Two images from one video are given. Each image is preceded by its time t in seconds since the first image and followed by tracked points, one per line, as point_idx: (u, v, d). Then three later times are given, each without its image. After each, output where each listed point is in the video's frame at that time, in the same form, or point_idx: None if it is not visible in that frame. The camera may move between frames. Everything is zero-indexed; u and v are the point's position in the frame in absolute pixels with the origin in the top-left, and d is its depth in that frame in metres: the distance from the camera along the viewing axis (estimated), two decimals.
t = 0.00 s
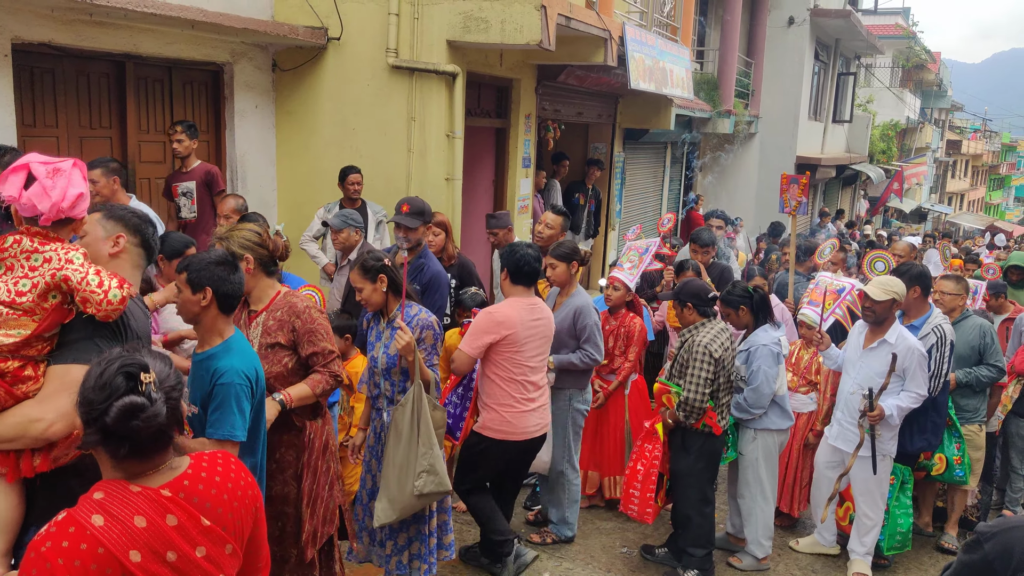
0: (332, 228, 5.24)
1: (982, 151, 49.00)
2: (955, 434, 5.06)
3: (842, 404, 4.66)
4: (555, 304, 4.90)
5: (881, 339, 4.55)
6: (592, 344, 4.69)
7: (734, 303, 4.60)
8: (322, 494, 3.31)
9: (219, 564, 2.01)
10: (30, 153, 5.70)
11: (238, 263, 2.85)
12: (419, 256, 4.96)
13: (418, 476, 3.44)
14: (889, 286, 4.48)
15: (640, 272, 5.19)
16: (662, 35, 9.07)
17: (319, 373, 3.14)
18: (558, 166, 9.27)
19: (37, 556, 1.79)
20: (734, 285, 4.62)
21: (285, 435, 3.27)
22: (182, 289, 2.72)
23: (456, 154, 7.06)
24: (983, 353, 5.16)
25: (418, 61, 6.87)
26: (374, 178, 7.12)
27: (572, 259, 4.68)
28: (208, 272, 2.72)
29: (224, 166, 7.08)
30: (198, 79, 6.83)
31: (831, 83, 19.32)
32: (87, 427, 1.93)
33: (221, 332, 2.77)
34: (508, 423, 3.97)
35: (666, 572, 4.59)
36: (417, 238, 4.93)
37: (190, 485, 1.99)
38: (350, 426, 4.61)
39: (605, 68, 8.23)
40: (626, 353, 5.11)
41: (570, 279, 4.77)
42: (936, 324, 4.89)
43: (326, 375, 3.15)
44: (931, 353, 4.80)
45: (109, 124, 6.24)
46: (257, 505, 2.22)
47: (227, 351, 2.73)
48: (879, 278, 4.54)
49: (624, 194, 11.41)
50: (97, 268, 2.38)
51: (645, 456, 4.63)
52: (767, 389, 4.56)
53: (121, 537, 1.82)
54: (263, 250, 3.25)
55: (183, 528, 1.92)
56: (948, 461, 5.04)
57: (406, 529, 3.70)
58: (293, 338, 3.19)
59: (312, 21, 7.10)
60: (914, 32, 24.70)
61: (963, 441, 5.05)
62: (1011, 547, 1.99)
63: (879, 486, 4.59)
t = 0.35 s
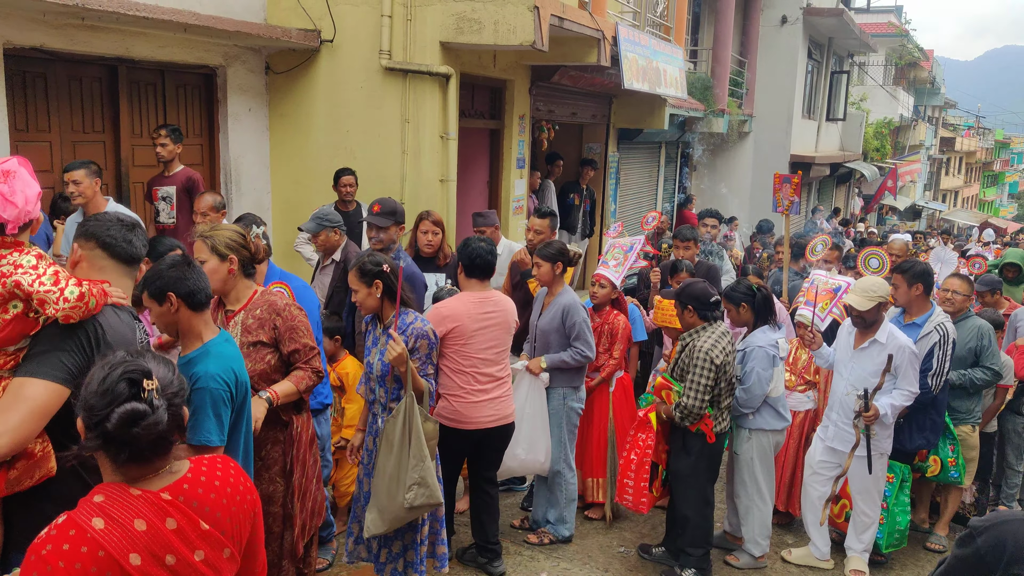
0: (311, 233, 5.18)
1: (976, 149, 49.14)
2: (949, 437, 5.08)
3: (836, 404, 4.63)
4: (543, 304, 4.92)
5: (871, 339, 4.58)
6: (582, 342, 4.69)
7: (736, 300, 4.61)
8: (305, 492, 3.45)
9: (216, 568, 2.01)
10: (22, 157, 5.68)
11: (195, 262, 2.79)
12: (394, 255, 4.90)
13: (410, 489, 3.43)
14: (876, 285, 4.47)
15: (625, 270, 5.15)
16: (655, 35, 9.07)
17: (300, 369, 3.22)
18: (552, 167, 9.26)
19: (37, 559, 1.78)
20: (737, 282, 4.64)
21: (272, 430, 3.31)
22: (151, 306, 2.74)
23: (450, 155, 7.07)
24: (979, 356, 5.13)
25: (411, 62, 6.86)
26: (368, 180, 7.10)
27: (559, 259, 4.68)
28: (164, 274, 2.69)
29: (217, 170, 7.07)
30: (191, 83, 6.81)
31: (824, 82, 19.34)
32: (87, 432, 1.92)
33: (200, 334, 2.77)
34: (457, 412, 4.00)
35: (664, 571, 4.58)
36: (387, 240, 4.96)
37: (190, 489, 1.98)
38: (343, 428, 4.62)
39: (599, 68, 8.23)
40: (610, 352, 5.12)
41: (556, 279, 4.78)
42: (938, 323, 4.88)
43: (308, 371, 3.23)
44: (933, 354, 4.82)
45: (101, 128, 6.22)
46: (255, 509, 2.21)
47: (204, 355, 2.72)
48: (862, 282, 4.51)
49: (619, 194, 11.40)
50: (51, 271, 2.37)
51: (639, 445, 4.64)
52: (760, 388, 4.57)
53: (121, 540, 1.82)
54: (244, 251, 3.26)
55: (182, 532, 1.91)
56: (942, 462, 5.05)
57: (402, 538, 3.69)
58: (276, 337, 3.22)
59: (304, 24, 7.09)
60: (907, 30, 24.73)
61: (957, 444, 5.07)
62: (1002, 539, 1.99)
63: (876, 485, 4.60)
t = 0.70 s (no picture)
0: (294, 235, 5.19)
1: (978, 148, 49.07)
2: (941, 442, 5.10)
3: (825, 401, 4.59)
4: (541, 303, 4.90)
5: (855, 332, 4.54)
6: (578, 342, 4.67)
7: (747, 296, 4.63)
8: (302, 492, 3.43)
9: (216, 568, 2.01)
10: (22, 158, 5.69)
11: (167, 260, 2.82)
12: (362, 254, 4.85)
13: (410, 491, 3.45)
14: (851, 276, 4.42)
15: (624, 273, 5.13)
16: (653, 35, 9.07)
17: (282, 373, 3.21)
18: (550, 167, 9.27)
19: (37, 558, 1.80)
20: (749, 279, 4.65)
21: (268, 429, 3.32)
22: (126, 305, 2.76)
23: (447, 155, 7.05)
24: (981, 365, 5.09)
25: (408, 63, 6.86)
26: (367, 180, 7.11)
27: (553, 259, 4.68)
28: (138, 271, 2.74)
29: (215, 171, 7.07)
30: (189, 84, 6.82)
31: (822, 82, 19.32)
32: (87, 427, 1.94)
33: (179, 327, 2.81)
34: (431, 400, 4.26)
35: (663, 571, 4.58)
36: (344, 239, 4.81)
37: (188, 490, 1.98)
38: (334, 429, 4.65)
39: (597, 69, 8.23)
40: (608, 357, 5.12)
41: (550, 279, 4.77)
42: (940, 325, 4.83)
43: (289, 376, 3.22)
44: (935, 356, 4.76)
45: (100, 129, 6.23)
46: (255, 511, 2.21)
47: (191, 346, 2.77)
48: (839, 278, 4.45)
49: (616, 194, 11.41)
50: (22, 286, 2.26)
51: (633, 440, 4.69)
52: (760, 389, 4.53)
53: (119, 540, 1.83)
54: (244, 249, 3.26)
55: (180, 532, 1.91)
56: (932, 466, 5.10)
57: (398, 543, 3.70)
58: (268, 335, 3.25)
59: (301, 24, 7.09)
60: (905, 31, 24.69)
61: (950, 449, 5.09)
62: (1001, 540, 2.05)
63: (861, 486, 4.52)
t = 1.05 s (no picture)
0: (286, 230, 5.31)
1: (990, 149, 48.71)
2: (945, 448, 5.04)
3: (826, 408, 4.57)
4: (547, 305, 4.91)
5: (860, 339, 4.51)
6: (583, 343, 4.65)
7: (755, 297, 4.58)
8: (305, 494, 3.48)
9: (222, 567, 2.03)
10: (34, 157, 5.74)
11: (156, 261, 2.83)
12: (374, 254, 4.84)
13: (409, 489, 3.44)
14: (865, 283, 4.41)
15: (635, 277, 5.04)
16: (660, 35, 9.05)
17: (276, 381, 3.19)
18: (557, 168, 9.28)
19: (45, 557, 1.82)
20: (756, 280, 4.57)
21: (267, 433, 3.34)
22: (119, 309, 2.75)
23: (455, 155, 7.07)
24: (992, 371, 5.02)
25: (416, 63, 6.87)
26: (375, 180, 7.13)
27: (558, 260, 4.68)
28: (128, 276, 2.73)
29: (224, 169, 7.11)
30: (198, 83, 6.86)
31: (832, 82, 19.23)
32: (92, 425, 1.96)
33: (178, 328, 2.81)
34: (434, 391, 4.33)
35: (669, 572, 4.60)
36: (357, 244, 4.83)
37: (194, 489, 1.99)
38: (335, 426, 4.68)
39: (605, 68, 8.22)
40: (617, 360, 5.14)
41: (555, 280, 4.77)
42: (944, 327, 4.84)
43: (282, 385, 3.19)
44: (941, 358, 4.75)
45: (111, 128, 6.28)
46: (261, 511, 2.23)
47: (193, 346, 2.78)
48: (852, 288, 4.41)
49: (624, 194, 11.41)
50: None
51: (622, 444, 4.82)
52: (765, 390, 4.52)
53: (125, 539, 1.85)
54: (254, 250, 3.31)
55: (186, 531, 1.93)
56: (936, 471, 5.05)
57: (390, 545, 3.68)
58: (266, 340, 3.25)
59: (310, 24, 7.12)
60: (916, 31, 24.53)
61: (954, 454, 5.02)
62: (1012, 546, 1.72)
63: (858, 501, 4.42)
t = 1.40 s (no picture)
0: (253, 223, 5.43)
1: (981, 149, 49.05)
2: (942, 444, 5.00)
3: (827, 416, 4.51)
4: (547, 306, 4.90)
5: (867, 349, 4.39)
6: (585, 343, 4.64)
7: (749, 293, 4.68)
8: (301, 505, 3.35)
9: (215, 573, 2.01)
10: (28, 158, 5.69)
11: (154, 269, 2.77)
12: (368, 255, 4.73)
13: (388, 487, 3.46)
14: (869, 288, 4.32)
15: (635, 277, 5.14)
16: (658, 36, 9.07)
17: (276, 398, 3.07)
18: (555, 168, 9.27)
19: (33, 565, 1.81)
20: (742, 276, 4.72)
21: (255, 450, 3.18)
22: (109, 317, 2.67)
23: (453, 156, 7.06)
24: (988, 369, 5.04)
25: (413, 63, 6.87)
26: (371, 181, 7.12)
27: (558, 261, 4.69)
28: (125, 284, 2.66)
29: (220, 170, 7.08)
30: (195, 83, 6.83)
31: (827, 82, 19.30)
32: (81, 433, 1.96)
33: (168, 343, 2.74)
34: (432, 383, 4.38)
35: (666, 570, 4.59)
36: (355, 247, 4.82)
37: (186, 494, 1.99)
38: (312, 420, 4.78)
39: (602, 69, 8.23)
40: (615, 361, 5.11)
41: (554, 281, 4.77)
42: (916, 320, 4.92)
43: (284, 401, 3.07)
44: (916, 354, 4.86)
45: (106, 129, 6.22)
46: (255, 514, 2.22)
47: (180, 363, 2.73)
48: (853, 293, 4.32)
49: (621, 194, 11.41)
50: None
51: (610, 448, 4.93)
52: (759, 383, 4.52)
53: (116, 546, 1.83)
54: (253, 259, 3.24)
55: (178, 537, 1.92)
56: (933, 469, 4.99)
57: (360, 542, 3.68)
58: (262, 356, 3.11)
59: (307, 25, 7.10)
60: (910, 32, 24.63)
61: (951, 451, 4.99)
62: (1003, 540, 1.83)
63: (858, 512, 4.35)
